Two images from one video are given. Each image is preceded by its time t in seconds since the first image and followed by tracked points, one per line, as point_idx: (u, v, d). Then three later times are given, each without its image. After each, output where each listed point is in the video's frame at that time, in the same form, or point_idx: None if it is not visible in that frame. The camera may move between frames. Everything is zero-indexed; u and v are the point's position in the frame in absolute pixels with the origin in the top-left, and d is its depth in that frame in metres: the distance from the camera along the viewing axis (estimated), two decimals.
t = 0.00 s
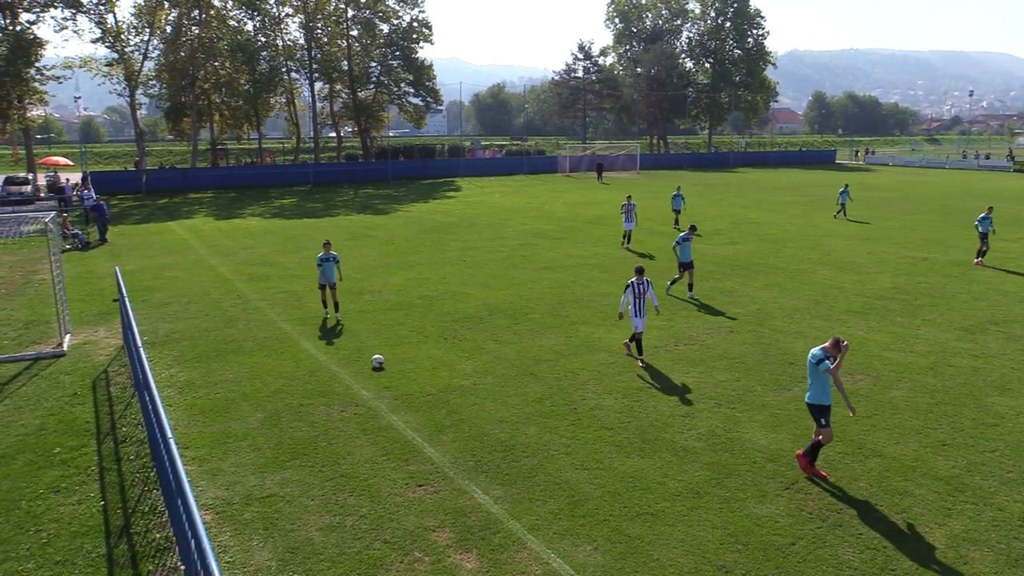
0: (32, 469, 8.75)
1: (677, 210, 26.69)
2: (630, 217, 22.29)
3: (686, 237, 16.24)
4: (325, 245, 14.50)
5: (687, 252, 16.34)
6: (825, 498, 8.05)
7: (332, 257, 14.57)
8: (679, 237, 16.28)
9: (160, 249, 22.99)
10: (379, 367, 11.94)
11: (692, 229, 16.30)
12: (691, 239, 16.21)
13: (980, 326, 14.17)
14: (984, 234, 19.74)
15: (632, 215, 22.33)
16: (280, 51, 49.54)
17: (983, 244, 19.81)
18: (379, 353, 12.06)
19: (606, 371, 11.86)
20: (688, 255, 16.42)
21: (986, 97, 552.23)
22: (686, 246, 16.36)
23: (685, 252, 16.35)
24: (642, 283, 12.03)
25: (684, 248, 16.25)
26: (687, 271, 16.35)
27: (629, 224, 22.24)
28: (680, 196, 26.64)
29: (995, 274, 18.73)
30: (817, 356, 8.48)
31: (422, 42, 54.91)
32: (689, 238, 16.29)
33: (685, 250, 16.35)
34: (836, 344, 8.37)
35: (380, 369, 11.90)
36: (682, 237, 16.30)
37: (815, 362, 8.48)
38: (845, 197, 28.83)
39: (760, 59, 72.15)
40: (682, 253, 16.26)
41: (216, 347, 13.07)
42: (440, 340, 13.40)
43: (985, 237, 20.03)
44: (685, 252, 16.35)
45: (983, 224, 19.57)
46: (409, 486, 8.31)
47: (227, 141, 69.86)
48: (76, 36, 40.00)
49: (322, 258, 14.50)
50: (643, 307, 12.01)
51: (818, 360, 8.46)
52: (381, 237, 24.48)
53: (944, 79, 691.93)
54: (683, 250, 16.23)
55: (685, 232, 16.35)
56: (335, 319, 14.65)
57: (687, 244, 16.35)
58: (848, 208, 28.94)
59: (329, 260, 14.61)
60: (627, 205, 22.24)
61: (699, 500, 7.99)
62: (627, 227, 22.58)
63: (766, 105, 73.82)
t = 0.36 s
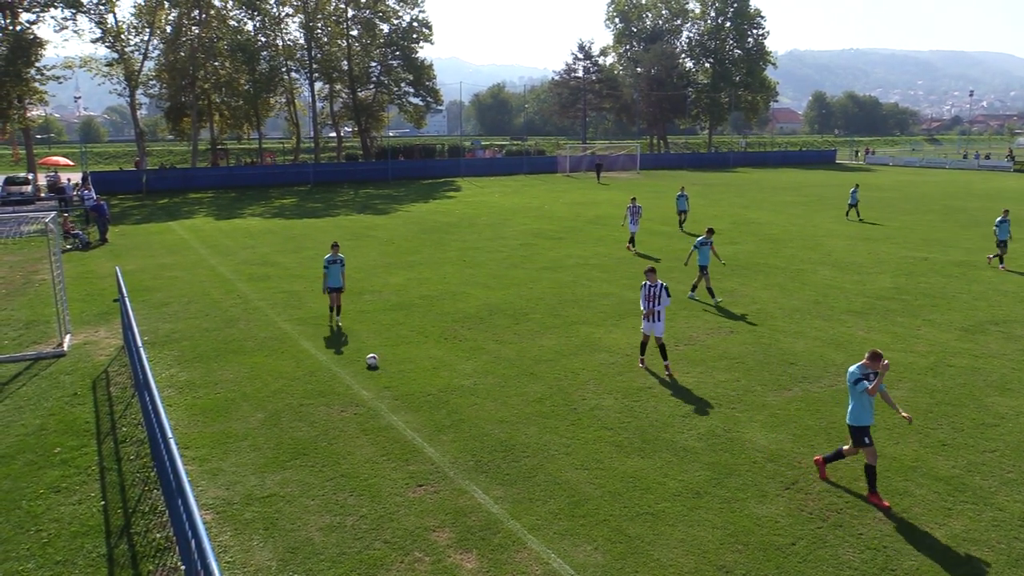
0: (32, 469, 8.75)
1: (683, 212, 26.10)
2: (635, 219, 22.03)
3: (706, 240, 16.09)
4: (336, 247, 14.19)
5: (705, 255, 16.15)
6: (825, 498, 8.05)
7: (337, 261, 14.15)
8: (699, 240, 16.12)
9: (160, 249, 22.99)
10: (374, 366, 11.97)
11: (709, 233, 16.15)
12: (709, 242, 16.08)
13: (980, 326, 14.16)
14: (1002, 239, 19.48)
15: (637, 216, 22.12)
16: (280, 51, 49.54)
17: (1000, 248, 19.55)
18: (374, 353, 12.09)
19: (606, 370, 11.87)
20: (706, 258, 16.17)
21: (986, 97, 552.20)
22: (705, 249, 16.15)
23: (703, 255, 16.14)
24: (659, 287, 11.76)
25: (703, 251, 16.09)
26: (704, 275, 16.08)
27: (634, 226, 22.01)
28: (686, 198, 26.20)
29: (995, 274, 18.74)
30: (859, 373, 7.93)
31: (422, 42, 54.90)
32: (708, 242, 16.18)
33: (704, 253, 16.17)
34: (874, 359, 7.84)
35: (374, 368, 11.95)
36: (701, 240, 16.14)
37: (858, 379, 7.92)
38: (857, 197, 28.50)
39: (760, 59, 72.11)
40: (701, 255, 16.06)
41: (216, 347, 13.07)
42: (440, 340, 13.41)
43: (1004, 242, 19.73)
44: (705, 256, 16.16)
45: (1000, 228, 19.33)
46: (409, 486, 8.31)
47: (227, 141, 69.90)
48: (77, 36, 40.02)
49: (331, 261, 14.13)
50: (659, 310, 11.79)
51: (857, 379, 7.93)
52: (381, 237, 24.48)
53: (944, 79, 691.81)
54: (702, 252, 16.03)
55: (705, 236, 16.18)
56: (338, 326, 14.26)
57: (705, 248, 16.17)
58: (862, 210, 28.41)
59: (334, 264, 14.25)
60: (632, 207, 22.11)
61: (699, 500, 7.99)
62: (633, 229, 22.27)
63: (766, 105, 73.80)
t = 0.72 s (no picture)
0: (32, 468, 8.76)
1: (688, 212, 25.47)
2: (639, 220, 21.53)
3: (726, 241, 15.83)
4: (336, 253, 13.98)
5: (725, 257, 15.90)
6: (825, 497, 8.06)
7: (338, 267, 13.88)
8: (719, 242, 15.93)
9: (160, 249, 22.99)
10: (372, 365, 11.96)
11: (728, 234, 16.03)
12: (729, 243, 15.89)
13: (980, 326, 14.15)
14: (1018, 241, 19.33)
15: (642, 218, 21.68)
16: (280, 51, 49.55)
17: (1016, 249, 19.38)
18: (372, 353, 12.08)
19: (606, 370, 11.88)
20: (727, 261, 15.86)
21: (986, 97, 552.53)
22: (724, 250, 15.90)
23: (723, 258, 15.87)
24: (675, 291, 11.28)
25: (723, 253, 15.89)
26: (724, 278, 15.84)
27: (640, 227, 21.53)
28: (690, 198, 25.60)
29: (994, 274, 18.75)
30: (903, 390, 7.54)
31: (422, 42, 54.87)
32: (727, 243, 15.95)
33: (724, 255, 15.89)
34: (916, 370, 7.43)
35: (372, 368, 11.93)
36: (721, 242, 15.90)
37: (898, 396, 7.57)
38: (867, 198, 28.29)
39: (761, 59, 72.07)
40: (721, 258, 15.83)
41: (216, 347, 13.07)
42: (440, 340, 13.41)
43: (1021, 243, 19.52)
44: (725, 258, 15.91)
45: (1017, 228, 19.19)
46: (409, 486, 8.31)
47: (227, 141, 69.93)
48: (76, 36, 40.01)
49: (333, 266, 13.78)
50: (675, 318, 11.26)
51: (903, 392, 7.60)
52: (381, 238, 24.47)
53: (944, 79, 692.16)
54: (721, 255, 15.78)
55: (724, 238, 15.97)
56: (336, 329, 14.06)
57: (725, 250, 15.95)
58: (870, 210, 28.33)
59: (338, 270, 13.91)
60: (636, 208, 21.65)
61: (699, 500, 7.99)
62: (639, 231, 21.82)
63: (766, 105, 73.81)
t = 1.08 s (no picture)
0: (32, 469, 8.75)
1: (693, 212, 25.03)
2: (647, 222, 21.19)
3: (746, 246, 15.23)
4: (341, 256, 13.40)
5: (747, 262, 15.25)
6: (825, 497, 8.05)
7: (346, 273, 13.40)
8: (741, 245, 15.24)
9: (160, 249, 22.97)
10: (371, 366, 11.96)
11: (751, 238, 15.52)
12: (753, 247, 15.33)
13: (980, 326, 14.14)
14: None
15: (650, 219, 21.28)
16: (280, 51, 49.57)
17: None
18: (372, 353, 12.08)
19: (606, 370, 11.88)
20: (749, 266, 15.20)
21: (986, 96, 552.36)
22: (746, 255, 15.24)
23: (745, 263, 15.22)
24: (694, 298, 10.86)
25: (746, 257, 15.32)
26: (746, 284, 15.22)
27: (647, 229, 21.11)
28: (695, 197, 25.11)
29: (994, 274, 18.74)
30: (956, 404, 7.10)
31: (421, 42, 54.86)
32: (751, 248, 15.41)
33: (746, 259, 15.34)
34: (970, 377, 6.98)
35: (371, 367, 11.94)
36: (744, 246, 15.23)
37: (953, 408, 7.09)
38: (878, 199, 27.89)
39: (761, 59, 72.04)
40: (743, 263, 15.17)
41: (216, 347, 13.06)
42: (440, 340, 13.40)
43: None
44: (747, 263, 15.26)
45: None
46: (409, 486, 8.31)
47: (227, 141, 69.93)
48: (76, 35, 40.03)
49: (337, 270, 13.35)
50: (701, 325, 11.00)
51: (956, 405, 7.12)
52: (381, 237, 24.46)
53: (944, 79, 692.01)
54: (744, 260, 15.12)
55: (747, 241, 15.39)
56: (336, 329, 14.04)
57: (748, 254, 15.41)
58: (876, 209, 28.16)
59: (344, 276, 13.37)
60: (645, 208, 21.19)
61: (699, 500, 7.99)
62: (646, 233, 21.42)
63: (766, 105, 73.79)
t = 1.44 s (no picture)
0: (32, 469, 8.75)
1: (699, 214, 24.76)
2: (655, 225, 20.96)
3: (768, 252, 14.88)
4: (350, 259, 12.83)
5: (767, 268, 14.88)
6: (825, 498, 8.05)
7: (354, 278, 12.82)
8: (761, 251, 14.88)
9: (160, 249, 22.97)
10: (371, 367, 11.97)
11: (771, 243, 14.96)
12: (773, 254, 14.78)
13: (980, 326, 14.13)
14: None
15: (658, 222, 21.01)
16: (280, 51, 49.60)
17: None
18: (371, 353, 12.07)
19: (605, 370, 11.88)
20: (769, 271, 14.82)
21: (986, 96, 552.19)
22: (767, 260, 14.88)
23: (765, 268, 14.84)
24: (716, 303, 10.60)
25: (765, 263, 14.81)
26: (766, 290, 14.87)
27: (655, 231, 20.78)
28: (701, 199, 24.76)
29: (994, 274, 18.73)
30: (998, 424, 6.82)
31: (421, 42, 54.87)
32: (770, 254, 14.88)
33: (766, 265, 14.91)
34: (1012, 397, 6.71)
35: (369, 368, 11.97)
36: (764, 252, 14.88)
37: (990, 429, 6.82)
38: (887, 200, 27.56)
39: (761, 59, 72.04)
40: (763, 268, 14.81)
41: (216, 347, 13.06)
42: (440, 340, 13.40)
43: None
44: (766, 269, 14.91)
45: None
46: (409, 486, 8.31)
47: (226, 141, 69.94)
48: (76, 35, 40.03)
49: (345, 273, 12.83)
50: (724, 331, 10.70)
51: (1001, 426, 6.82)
52: (381, 237, 24.45)
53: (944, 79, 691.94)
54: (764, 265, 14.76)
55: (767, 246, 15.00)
56: (336, 330, 14.03)
57: (767, 259, 14.95)
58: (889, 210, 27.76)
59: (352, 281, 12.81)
60: (652, 211, 20.90)
61: (700, 500, 7.99)
62: (653, 235, 21.12)
63: (766, 105, 73.78)
